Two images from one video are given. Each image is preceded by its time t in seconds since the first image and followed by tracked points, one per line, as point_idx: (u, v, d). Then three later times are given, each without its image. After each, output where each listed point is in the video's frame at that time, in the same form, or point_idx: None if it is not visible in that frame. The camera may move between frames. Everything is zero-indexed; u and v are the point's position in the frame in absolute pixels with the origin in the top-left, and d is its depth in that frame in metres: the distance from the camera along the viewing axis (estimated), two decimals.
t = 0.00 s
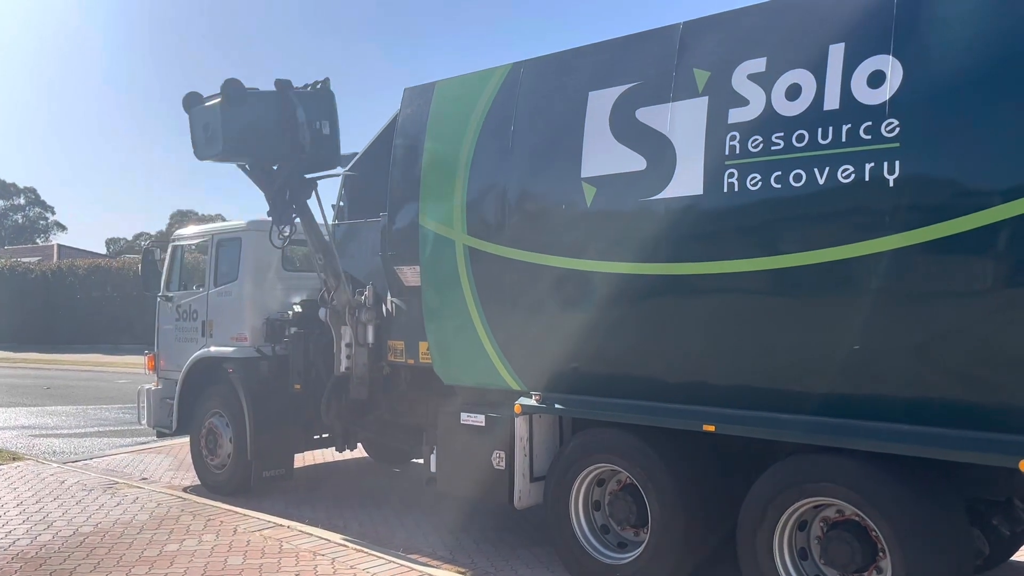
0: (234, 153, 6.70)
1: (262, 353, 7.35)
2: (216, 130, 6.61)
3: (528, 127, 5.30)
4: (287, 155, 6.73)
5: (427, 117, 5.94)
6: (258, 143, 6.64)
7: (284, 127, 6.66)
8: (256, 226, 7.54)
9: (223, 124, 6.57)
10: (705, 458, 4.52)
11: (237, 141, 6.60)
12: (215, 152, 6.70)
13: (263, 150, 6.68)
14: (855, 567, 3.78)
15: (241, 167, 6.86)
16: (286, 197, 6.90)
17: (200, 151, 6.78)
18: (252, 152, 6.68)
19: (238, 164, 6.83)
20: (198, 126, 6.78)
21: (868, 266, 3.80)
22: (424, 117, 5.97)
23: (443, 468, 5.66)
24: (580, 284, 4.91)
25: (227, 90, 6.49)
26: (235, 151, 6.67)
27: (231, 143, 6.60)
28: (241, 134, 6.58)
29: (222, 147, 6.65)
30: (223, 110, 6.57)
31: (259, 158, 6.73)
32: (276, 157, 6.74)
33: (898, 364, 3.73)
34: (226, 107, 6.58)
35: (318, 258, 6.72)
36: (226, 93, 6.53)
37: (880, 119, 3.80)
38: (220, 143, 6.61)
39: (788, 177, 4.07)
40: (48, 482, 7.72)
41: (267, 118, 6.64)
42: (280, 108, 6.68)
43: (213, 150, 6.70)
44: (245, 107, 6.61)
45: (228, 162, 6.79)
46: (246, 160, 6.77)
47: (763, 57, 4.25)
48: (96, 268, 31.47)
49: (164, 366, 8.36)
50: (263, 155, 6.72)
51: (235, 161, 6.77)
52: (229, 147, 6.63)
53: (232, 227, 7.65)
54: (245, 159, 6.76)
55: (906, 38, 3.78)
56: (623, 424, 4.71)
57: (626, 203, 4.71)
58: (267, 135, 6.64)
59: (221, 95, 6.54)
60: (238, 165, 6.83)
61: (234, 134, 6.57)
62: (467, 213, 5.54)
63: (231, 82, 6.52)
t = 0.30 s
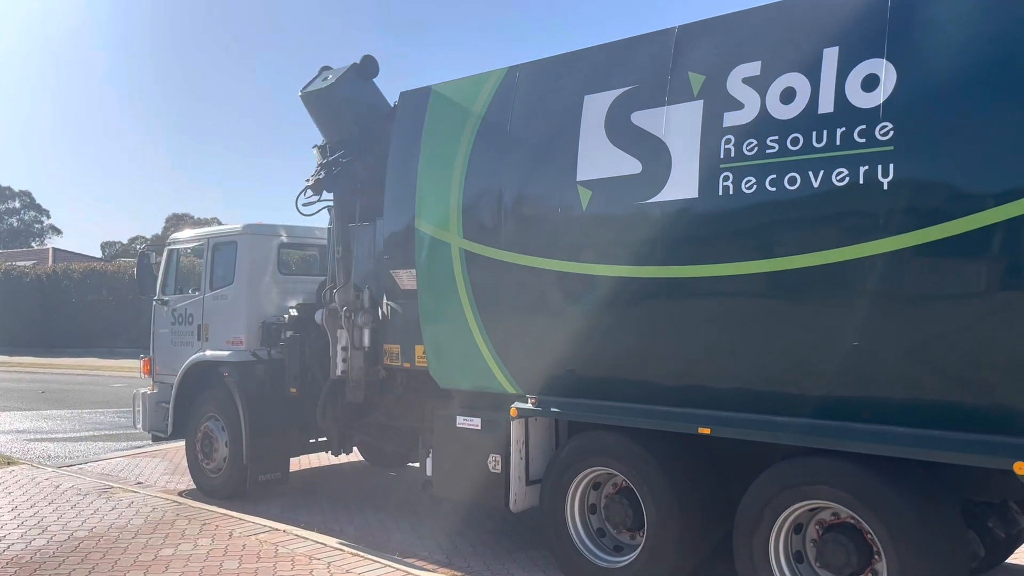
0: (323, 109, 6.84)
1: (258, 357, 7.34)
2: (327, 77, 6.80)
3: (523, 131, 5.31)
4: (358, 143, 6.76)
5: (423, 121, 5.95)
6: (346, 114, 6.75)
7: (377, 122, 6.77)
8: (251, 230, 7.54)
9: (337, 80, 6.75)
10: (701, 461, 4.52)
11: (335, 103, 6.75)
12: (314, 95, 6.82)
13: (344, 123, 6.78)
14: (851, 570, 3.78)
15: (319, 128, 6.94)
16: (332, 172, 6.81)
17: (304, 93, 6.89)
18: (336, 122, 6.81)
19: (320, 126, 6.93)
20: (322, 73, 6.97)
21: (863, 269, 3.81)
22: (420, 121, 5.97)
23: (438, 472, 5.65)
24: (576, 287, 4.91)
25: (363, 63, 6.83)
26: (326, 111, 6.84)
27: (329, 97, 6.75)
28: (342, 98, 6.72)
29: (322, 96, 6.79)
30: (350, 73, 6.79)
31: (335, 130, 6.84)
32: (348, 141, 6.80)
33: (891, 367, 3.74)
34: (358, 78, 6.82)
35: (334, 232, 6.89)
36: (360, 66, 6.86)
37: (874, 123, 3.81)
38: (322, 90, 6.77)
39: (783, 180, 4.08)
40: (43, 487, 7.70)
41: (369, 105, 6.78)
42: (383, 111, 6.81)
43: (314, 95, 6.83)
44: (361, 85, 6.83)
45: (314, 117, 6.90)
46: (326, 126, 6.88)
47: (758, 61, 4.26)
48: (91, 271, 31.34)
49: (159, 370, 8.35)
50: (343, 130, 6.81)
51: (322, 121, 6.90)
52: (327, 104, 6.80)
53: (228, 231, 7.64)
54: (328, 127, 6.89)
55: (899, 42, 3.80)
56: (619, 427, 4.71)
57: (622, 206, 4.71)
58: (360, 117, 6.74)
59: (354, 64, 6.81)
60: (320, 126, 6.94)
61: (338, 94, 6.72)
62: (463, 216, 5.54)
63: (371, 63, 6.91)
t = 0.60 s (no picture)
0: (353, 113, 6.77)
1: (255, 360, 7.33)
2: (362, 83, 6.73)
3: (521, 133, 5.32)
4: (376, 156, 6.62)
5: (421, 124, 5.95)
6: (372, 123, 6.68)
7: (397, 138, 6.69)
8: (248, 233, 7.54)
9: (372, 88, 6.69)
10: (698, 464, 4.52)
11: (365, 110, 6.70)
12: (348, 98, 6.75)
13: (368, 132, 6.72)
14: (848, 573, 3.79)
15: (344, 133, 6.86)
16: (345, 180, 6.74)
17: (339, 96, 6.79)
18: (361, 129, 6.76)
19: (343, 130, 6.85)
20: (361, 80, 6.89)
21: (860, 271, 3.82)
22: (418, 124, 5.98)
23: (435, 475, 5.64)
24: (573, 290, 4.92)
25: (400, 79, 6.76)
26: (355, 116, 6.77)
27: (361, 102, 6.71)
28: (372, 108, 6.67)
29: (356, 101, 6.73)
30: (385, 84, 6.72)
31: (359, 137, 6.78)
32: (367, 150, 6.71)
33: (888, 369, 3.75)
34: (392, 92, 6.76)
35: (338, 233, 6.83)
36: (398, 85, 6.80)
37: (871, 126, 3.83)
38: (356, 94, 6.70)
39: (780, 183, 4.10)
40: (38, 491, 7.66)
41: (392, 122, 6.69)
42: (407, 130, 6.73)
43: (348, 98, 6.75)
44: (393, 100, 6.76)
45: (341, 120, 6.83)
46: (353, 133, 6.81)
47: (755, 65, 4.28)
48: (87, 275, 31.25)
49: (156, 374, 8.33)
50: (366, 138, 6.74)
51: (348, 125, 6.82)
52: (359, 112, 6.75)
53: (225, 234, 7.63)
54: (354, 134, 6.82)
55: (896, 46, 3.82)
56: (616, 430, 4.71)
57: (619, 209, 4.72)
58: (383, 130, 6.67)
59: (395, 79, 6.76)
60: (345, 129, 6.86)
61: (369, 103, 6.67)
62: (461, 219, 5.54)
63: (409, 82, 6.86)
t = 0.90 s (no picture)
0: (354, 119, 6.75)
1: (251, 364, 7.31)
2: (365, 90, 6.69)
3: (517, 137, 5.32)
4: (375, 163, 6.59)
5: (417, 127, 5.95)
6: (373, 129, 6.65)
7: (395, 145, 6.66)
8: (245, 236, 7.52)
9: (374, 95, 6.66)
10: (695, 468, 4.52)
11: (366, 117, 6.67)
12: (350, 104, 6.72)
13: (368, 138, 6.69)
14: None
15: (344, 138, 6.84)
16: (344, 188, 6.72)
17: (341, 101, 6.76)
18: (362, 136, 6.73)
19: (344, 135, 6.83)
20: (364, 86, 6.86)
21: (856, 275, 3.82)
22: (414, 128, 5.97)
23: (432, 479, 5.63)
24: (570, 293, 4.91)
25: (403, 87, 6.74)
26: (357, 123, 6.74)
27: (362, 109, 6.67)
28: (374, 115, 6.63)
29: (358, 107, 6.71)
30: (388, 91, 6.70)
31: (359, 144, 6.75)
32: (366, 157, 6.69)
33: (884, 372, 3.75)
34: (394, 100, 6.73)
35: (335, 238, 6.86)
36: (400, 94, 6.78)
37: (866, 129, 3.83)
38: (358, 100, 6.67)
39: (776, 187, 4.09)
40: (34, 495, 7.63)
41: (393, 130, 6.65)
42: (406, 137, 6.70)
43: (351, 104, 6.72)
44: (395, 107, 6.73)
45: (343, 126, 6.80)
46: (353, 139, 6.78)
47: (750, 68, 4.28)
48: (84, 278, 31.22)
49: (152, 378, 8.30)
50: (367, 145, 6.71)
51: (349, 130, 6.79)
52: (361, 117, 6.72)
53: (221, 237, 7.61)
54: (354, 140, 6.80)
55: (891, 49, 3.82)
56: (613, 433, 4.70)
57: (616, 212, 4.71)
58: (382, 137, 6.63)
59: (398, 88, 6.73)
60: (345, 135, 6.83)
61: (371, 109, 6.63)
62: (457, 222, 5.54)
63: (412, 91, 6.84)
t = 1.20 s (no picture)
0: (345, 120, 6.75)
1: (249, 367, 7.31)
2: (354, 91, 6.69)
3: (514, 139, 5.32)
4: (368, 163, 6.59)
5: (414, 130, 5.95)
6: (364, 130, 6.64)
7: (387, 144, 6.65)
8: (242, 239, 7.51)
9: (364, 96, 6.65)
10: (693, 470, 4.52)
11: (357, 117, 6.66)
12: (340, 105, 6.72)
13: (360, 139, 6.68)
14: None
15: (336, 140, 6.85)
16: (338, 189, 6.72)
17: (331, 103, 6.76)
18: (354, 137, 6.74)
19: (336, 137, 6.84)
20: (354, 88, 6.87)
21: (854, 277, 3.82)
22: (411, 131, 5.98)
23: (430, 482, 5.62)
24: (568, 296, 4.91)
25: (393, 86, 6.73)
26: (348, 124, 6.74)
27: (352, 109, 6.66)
28: (365, 115, 6.63)
29: (348, 108, 6.70)
30: (378, 91, 6.70)
31: (351, 144, 6.75)
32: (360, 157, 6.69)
33: (883, 374, 3.75)
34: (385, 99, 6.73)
35: (331, 241, 6.87)
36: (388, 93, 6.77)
37: (864, 131, 3.83)
38: (348, 101, 6.66)
39: (774, 189, 4.10)
40: (31, 499, 7.61)
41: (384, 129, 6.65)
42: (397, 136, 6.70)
43: (341, 105, 6.71)
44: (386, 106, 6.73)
45: (334, 128, 6.80)
46: (345, 140, 6.78)
47: (747, 70, 4.29)
48: (82, 281, 31.21)
49: (149, 381, 8.30)
50: (359, 146, 6.72)
51: (341, 132, 6.79)
52: (351, 118, 6.72)
53: (219, 240, 7.61)
54: (346, 141, 6.80)
55: (888, 52, 3.83)
56: (611, 436, 4.70)
57: (614, 215, 4.72)
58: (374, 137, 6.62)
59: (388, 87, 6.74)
60: (337, 136, 6.83)
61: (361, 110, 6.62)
62: (455, 225, 5.54)
63: (401, 89, 6.83)
